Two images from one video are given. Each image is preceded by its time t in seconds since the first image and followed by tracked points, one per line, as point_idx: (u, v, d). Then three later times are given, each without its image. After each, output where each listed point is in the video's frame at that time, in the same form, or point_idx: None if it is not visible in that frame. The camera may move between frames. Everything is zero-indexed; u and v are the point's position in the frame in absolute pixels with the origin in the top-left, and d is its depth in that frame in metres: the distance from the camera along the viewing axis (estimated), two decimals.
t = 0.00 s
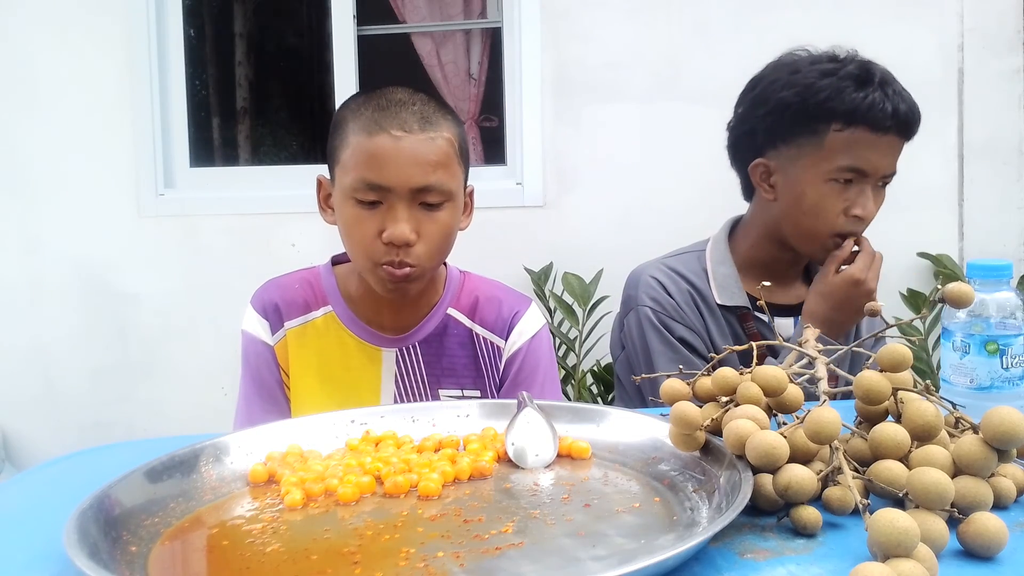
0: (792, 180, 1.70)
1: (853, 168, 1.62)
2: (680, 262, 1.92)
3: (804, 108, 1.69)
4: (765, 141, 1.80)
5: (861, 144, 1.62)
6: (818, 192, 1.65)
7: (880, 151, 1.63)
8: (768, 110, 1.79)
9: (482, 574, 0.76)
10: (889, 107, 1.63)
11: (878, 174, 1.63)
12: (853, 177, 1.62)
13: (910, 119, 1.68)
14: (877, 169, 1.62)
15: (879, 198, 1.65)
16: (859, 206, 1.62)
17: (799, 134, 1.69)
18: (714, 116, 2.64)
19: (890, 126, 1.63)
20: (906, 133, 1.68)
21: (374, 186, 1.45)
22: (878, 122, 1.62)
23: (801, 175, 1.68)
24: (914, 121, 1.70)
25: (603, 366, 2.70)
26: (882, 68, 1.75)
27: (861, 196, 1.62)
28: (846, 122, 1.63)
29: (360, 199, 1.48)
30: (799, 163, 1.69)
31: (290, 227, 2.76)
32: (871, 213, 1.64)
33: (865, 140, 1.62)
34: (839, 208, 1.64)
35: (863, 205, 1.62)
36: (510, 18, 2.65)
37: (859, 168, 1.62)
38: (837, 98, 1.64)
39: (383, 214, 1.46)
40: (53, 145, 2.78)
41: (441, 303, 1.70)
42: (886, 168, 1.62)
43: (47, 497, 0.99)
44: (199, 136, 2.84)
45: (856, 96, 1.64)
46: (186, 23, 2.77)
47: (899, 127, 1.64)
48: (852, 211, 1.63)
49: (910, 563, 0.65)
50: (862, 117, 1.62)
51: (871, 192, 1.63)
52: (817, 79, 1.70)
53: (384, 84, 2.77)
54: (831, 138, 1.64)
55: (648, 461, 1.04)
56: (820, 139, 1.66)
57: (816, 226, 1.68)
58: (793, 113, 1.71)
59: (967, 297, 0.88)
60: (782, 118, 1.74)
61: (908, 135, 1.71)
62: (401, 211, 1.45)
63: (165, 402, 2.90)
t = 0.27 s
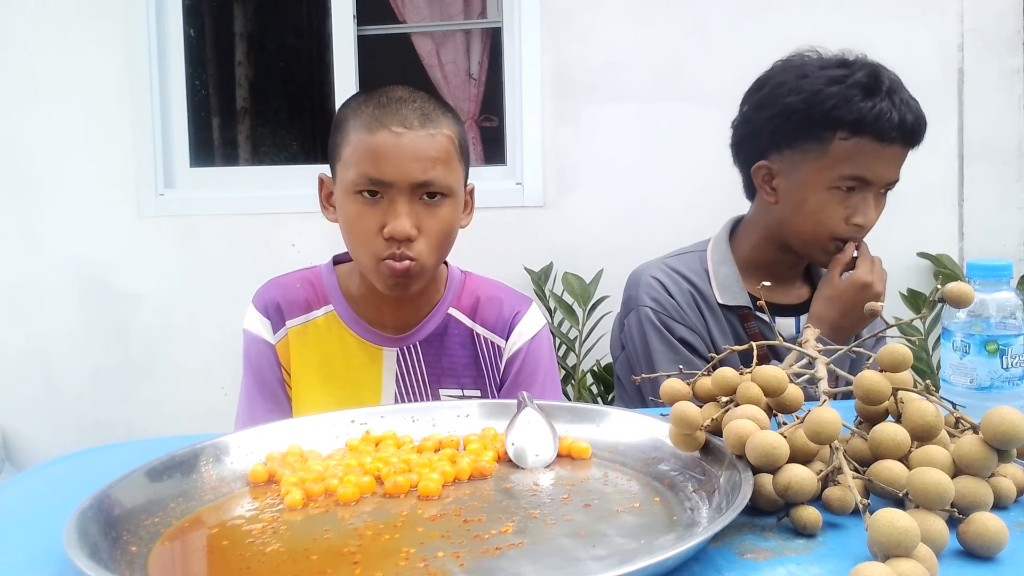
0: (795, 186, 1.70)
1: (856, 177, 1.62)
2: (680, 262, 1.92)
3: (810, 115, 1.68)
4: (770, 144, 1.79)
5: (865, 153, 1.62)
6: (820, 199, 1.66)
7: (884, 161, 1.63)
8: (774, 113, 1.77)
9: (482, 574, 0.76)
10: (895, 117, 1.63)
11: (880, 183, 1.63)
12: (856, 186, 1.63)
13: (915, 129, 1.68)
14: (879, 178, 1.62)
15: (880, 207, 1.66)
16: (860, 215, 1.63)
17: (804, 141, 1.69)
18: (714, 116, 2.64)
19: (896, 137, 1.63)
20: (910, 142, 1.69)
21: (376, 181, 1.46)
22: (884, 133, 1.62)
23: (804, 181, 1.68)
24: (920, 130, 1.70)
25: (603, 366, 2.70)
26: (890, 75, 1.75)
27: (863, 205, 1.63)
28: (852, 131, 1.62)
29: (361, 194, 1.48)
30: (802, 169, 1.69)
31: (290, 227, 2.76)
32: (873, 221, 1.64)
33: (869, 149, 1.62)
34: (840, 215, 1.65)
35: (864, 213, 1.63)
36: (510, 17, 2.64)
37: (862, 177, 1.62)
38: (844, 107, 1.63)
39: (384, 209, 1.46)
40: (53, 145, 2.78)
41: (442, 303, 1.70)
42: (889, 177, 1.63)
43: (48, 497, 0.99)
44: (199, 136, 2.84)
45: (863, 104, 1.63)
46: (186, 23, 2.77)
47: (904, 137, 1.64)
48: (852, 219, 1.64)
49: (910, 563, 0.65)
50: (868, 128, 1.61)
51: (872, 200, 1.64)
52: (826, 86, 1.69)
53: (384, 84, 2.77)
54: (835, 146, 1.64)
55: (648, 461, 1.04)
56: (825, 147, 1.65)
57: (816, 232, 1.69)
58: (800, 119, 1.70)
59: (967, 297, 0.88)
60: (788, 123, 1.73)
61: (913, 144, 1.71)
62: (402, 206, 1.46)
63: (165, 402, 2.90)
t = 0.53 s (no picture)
0: (795, 188, 1.70)
1: (856, 181, 1.62)
2: (681, 262, 1.91)
3: (811, 118, 1.68)
4: (771, 146, 1.79)
5: (866, 157, 1.62)
6: (819, 202, 1.66)
7: (884, 165, 1.62)
8: (776, 115, 1.77)
9: (482, 573, 0.76)
10: (896, 121, 1.62)
11: (881, 188, 1.63)
12: (856, 190, 1.62)
13: (917, 133, 1.67)
14: (880, 183, 1.62)
15: (881, 211, 1.66)
16: (858, 218, 1.63)
17: (805, 144, 1.69)
18: (714, 116, 2.64)
19: (897, 141, 1.62)
20: (913, 146, 1.67)
21: (374, 181, 1.46)
22: (884, 137, 1.61)
23: (804, 183, 1.69)
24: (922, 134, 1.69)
25: (603, 366, 2.70)
26: (893, 77, 1.73)
27: (862, 209, 1.62)
28: (851, 135, 1.62)
29: (360, 195, 1.48)
30: (803, 172, 1.69)
31: (290, 227, 2.76)
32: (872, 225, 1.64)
33: (869, 153, 1.62)
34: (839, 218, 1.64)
35: (863, 217, 1.62)
36: (510, 17, 2.64)
37: (862, 181, 1.62)
38: (845, 110, 1.63)
39: (383, 210, 1.47)
40: (53, 145, 2.78)
41: (440, 301, 1.70)
42: (890, 182, 1.62)
43: (48, 497, 0.99)
44: (199, 136, 2.84)
45: (865, 108, 1.62)
46: (186, 23, 2.77)
47: (906, 142, 1.63)
48: (851, 222, 1.63)
49: (910, 563, 0.65)
50: (868, 132, 1.61)
51: (872, 205, 1.64)
52: (827, 89, 1.68)
53: (384, 85, 2.77)
54: (835, 150, 1.64)
55: (648, 461, 1.04)
56: (825, 150, 1.66)
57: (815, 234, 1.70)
58: (801, 122, 1.70)
59: (967, 297, 0.88)
60: (789, 125, 1.73)
61: (915, 148, 1.70)
62: (401, 207, 1.46)
63: (165, 402, 2.90)
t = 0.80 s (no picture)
0: (795, 186, 1.71)
1: (854, 179, 1.61)
2: (683, 262, 1.91)
3: (808, 117, 1.68)
4: (770, 145, 1.80)
5: (863, 156, 1.62)
6: (818, 201, 1.66)
7: (883, 164, 1.61)
8: (774, 114, 1.78)
9: (482, 573, 0.76)
10: (894, 119, 1.61)
11: (880, 187, 1.61)
12: (854, 188, 1.62)
13: (916, 131, 1.66)
14: (878, 181, 1.61)
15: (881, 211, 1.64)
16: (857, 217, 1.60)
17: (803, 142, 1.70)
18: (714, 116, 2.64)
19: (894, 140, 1.61)
20: (913, 145, 1.66)
21: (366, 198, 1.46)
22: (881, 136, 1.60)
23: (803, 181, 1.69)
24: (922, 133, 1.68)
25: (603, 366, 2.70)
26: (893, 76, 1.73)
27: (861, 207, 1.61)
28: (848, 134, 1.62)
29: (352, 211, 1.48)
30: (803, 170, 1.69)
31: (290, 227, 2.76)
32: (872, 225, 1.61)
33: (867, 151, 1.62)
34: (838, 217, 1.63)
35: (862, 216, 1.60)
36: (510, 17, 2.64)
37: (860, 179, 1.61)
38: (841, 109, 1.63)
39: (376, 226, 1.47)
40: (53, 145, 2.78)
41: (436, 299, 1.70)
42: (890, 181, 1.61)
43: (48, 497, 0.99)
44: (199, 136, 2.84)
45: (861, 107, 1.62)
46: (186, 23, 2.77)
47: (905, 140, 1.62)
48: (850, 221, 1.61)
49: (910, 563, 0.65)
50: (864, 130, 1.61)
51: (872, 204, 1.62)
52: (824, 89, 1.69)
53: (385, 85, 2.77)
54: (832, 147, 1.64)
55: (648, 461, 1.04)
56: (823, 149, 1.66)
57: (815, 234, 1.68)
58: (798, 120, 1.71)
59: (967, 297, 0.88)
60: (787, 124, 1.74)
61: (915, 147, 1.69)
62: (393, 222, 1.46)
63: (165, 402, 2.90)
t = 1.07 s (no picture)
0: (795, 174, 1.71)
1: (853, 160, 1.63)
2: (688, 260, 1.91)
3: (801, 103, 1.69)
4: (766, 138, 1.80)
5: (860, 135, 1.63)
6: (820, 185, 1.66)
7: (880, 142, 1.63)
8: (767, 107, 1.79)
9: (482, 573, 0.76)
10: (886, 98, 1.63)
11: (879, 166, 1.64)
12: (854, 169, 1.63)
13: (907, 110, 1.68)
14: (877, 161, 1.63)
15: (881, 191, 1.66)
16: (861, 198, 1.62)
17: (799, 129, 1.70)
18: (714, 116, 2.64)
19: (888, 117, 1.63)
20: (905, 124, 1.69)
21: (350, 231, 1.46)
22: (875, 114, 1.62)
23: (802, 167, 1.69)
24: (913, 114, 1.70)
25: (603, 366, 2.70)
26: (880, 61, 1.75)
27: (863, 188, 1.62)
28: (843, 115, 1.64)
29: (338, 241, 1.48)
30: (802, 157, 1.70)
31: (290, 227, 2.76)
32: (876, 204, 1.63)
33: (864, 132, 1.63)
34: (842, 200, 1.64)
35: (865, 196, 1.62)
36: (510, 17, 2.64)
37: (860, 159, 1.63)
38: (834, 91, 1.65)
39: (361, 256, 1.47)
40: (52, 145, 2.78)
41: (436, 296, 1.70)
42: (887, 160, 1.63)
43: (48, 497, 0.99)
44: (199, 136, 2.84)
45: (852, 88, 1.64)
46: (186, 23, 2.77)
47: (898, 118, 1.65)
48: (854, 203, 1.63)
49: (910, 563, 0.65)
50: (859, 109, 1.62)
51: (873, 183, 1.64)
52: (815, 73, 1.70)
53: (385, 85, 2.77)
54: (829, 130, 1.65)
55: (648, 461, 1.04)
56: (819, 133, 1.67)
57: (819, 219, 1.68)
58: (792, 108, 1.72)
59: (967, 297, 0.88)
60: (781, 113, 1.75)
61: (908, 127, 1.70)
62: (377, 253, 1.45)
63: (165, 402, 2.91)
